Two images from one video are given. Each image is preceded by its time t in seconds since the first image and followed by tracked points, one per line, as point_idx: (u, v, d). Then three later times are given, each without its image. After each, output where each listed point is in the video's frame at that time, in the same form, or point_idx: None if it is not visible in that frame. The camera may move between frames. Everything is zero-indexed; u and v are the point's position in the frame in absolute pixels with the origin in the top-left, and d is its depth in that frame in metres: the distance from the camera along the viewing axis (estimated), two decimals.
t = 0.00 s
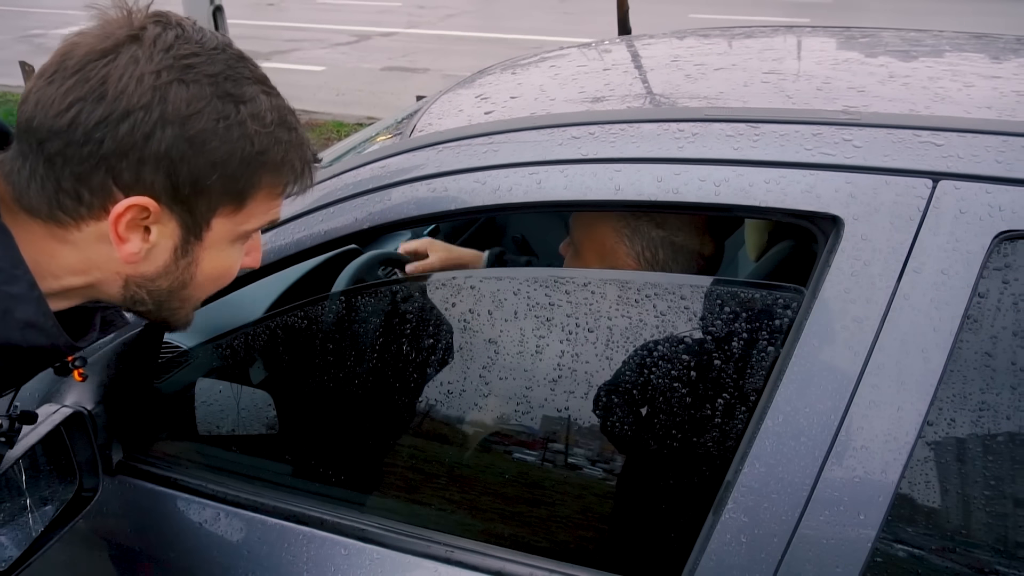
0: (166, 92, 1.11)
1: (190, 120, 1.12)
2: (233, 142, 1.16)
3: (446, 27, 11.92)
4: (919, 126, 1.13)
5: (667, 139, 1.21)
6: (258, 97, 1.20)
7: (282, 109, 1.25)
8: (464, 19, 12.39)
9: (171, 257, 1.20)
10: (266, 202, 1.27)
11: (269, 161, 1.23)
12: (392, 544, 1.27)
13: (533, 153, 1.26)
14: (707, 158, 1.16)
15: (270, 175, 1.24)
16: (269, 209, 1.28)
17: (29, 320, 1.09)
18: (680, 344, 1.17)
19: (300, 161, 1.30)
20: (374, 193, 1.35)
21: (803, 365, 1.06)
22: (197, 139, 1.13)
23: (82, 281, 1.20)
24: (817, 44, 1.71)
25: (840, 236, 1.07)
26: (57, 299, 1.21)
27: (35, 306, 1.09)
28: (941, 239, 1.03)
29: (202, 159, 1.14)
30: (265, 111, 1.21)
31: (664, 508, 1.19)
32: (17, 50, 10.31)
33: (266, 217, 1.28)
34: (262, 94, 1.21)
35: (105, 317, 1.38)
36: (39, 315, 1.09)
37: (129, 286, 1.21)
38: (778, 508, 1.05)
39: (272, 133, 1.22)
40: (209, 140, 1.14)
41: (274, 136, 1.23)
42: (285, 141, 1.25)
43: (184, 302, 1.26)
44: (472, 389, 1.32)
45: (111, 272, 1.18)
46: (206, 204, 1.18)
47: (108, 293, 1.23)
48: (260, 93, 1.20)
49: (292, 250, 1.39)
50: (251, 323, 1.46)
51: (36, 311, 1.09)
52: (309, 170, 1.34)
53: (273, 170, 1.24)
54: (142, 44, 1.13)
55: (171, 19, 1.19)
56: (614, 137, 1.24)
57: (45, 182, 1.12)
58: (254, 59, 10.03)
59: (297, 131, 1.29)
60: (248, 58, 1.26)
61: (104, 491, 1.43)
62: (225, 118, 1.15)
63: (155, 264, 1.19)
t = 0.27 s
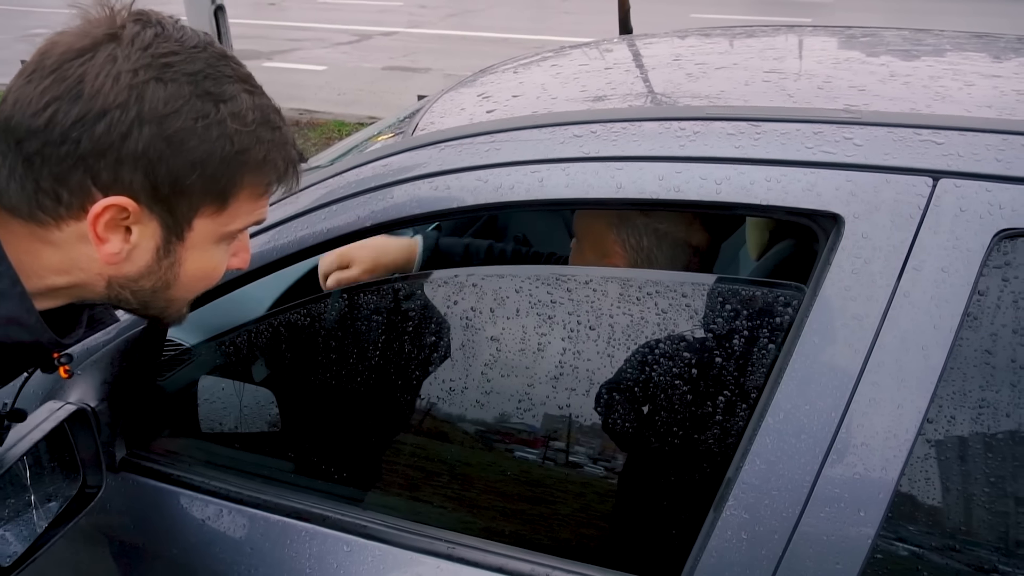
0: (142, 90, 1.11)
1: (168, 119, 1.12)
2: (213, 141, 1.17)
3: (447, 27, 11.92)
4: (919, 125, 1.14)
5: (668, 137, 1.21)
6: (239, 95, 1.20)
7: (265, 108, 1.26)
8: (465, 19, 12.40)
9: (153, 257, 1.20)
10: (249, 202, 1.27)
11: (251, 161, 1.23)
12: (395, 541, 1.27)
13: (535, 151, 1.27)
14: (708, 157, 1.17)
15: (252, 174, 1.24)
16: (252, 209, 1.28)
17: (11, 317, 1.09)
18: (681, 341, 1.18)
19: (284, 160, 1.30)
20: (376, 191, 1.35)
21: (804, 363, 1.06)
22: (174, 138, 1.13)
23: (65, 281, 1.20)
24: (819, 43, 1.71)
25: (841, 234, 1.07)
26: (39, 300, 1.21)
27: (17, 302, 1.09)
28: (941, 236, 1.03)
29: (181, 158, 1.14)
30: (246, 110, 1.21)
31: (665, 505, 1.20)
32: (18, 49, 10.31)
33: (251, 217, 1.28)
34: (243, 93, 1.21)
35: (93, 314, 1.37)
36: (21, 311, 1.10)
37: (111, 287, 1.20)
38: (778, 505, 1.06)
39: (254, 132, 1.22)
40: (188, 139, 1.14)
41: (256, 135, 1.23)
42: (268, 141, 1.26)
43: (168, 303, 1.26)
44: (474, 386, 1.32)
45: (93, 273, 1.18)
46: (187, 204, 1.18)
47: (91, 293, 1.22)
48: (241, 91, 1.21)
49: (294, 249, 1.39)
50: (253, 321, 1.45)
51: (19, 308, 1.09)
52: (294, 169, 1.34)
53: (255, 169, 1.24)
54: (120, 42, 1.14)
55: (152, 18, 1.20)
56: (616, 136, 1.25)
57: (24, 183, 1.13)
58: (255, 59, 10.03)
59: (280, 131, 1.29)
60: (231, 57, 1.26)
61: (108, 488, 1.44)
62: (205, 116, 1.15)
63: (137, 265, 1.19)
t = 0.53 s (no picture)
0: (123, 86, 1.12)
1: (149, 115, 1.13)
2: (197, 137, 1.17)
3: (450, 25, 11.92)
4: (922, 122, 1.14)
5: (671, 135, 1.22)
6: (222, 90, 1.21)
7: (249, 102, 1.26)
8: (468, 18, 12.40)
9: (140, 254, 1.20)
10: (235, 198, 1.27)
11: (235, 156, 1.23)
12: (399, 537, 1.28)
13: (538, 148, 1.27)
14: (711, 154, 1.17)
15: (237, 170, 1.25)
16: (239, 205, 1.28)
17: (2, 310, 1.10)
18: (683, 338, 1.18)
19: (269, 155, 1.31)
20: (380, 188, 1.36)
21: (807, 360, 1.06)
22: (157, 135, 1.14)
23: (53, 277, 1.21)
24: (822, 41, 1.71)
25: (843, 231, 1.08)
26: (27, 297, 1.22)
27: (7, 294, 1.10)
28: (943, 233, 1.03)
29: (163, 155, 1.15)
30: (230, 105, 1.22)
31: (666, 501, 1.20)
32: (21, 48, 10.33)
33: (239, 213, 1.29)
34: (227, 88, 1.22)
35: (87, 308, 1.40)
36: (12, 304, 1.10)
37: (99, 283, 1.21)
38: (780, 501, 1.06)
39: (238, 128, 1.23)
40: (170, 135, 1.15)
41: (240, 130, 1.24)
42: (253, 136, 1.26)
43: (156, 300, 1.26)
44: (477, 382, 1.33)
45: (81, 269, 1.19)
46: (172, 200, 1.19)
47: (78, 290, 1.23)
48: (225, 86, 1.22)
49: (298, 246, 1.38)
50: (257, 317, 1.45)
51: (9, 301, 1.10)
52: (281, 163, 1.35)
53: (240, 164, 1.25)
54: (101, 38, 1.14)
55: (133, 12, 1.21)
56: (619, 133, 1.25)
57: (7, 180, 1.13)
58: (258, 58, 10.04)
59: (266, 125, 1.30)
60: (215, 51, 1.27)
61: (112, 484, 1.44)
62: (187, 112, 1.16)
63: (124, 262, 1.20)
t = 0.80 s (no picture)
0: (115, 73, 1.12)
1: (142, 102, 1.13)
2: (190, 124, 1.18)
3: (454, 25, 11.93)
4: (924, 122, 1.14)
5: (674, 134, 1.22)
6: (216, 77, 1.22)
7: (244, 89, 1.27)
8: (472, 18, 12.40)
9: (136, 243, 1.22)
10: (231, 186, 1.28)
11: (230, 144, 1.24)
12: (402, 534, 1.29)
13: (541, 147, 1.28)
14: (713, 153, 1.17)
15: (232, 157, 1.26)
16: (235, 193, 1.30)
17: (4, 299, 1.11)
18: (685, 336, 1.18)
19: (264, 142, 1.31)
20: (384, 187, 1.37)
21: (808, 358, 1.07)
22: (150, 122, 1.14)
23: (52, 266, 1.23)
24: (826, 41, 1.72)
25: (845, 230, 1.08)
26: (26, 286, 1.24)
27: (9, 284, 1.11)
28: (945, 232, 1.04)
29: (157, 142, 1.16)
30: (223, 92, 1.22)
31: (668, 498, 1.21)
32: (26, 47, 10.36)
33: (235, 202, 1.30)
34: (220, 75, 1.22)
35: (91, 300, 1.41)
36: (13, 293, 1.11)
37: (95, 271, 1.23)
38: (780, 498, 1.06)
39: (232, 115, 1.24)
40: (163, 122, 1.15)
41: (234, 118, 1.24)
42: (247, 124, 1.27)
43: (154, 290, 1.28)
44: (479, 379, 1.34)
45: (77, 258, 1.21)
46: (167, 187, 1.20)
47: (76, 279, 1.25)
48: (219, 74, 1.22)
49: (302, 244, 1.38)
50: (262, 315, 1.46)
51: (12, 291, 1.11)
52: (277, 150, 1.36)
53: (235, 152, 1.26)
54: (94, 26, 1.15)
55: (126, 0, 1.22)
56: (621, 132, 1.26)
57: (3, 169, 1.14)
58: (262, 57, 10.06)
59: (261, 113, 1.30)
60: (210, 39, 1.28)
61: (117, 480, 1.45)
62: (180, 100, 1.16)
63: (120, 250, 1.22)
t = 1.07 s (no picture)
0: (116, 63, 1.14)
1: (143, 91, 1.15)
2: (191, 112, 1.19)
3: (457, 27, 11.95)
4: (920, 124, 1.15)
5: (671, 135, 1.23)
6: (215, 66, 1.23)
7: (243, 79, 1.28)
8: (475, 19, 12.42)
9: (141, 232, 1.23)
10: (233, 174, 1.30)
11: (232, 132, 1.25)
12: (402, 533, 1.30)
13: (540, 148, 1.29)
14: (711, 154, 1.18)
15: (233, 145, 1.27)
16: (237, 180, 1.31)
17: (13, 290, 1.12)
18: (683, 336, 1.19)
19: (265, 131, 1.33)
20: (384, 188, 1.38)
21: (803, 358, 1.08)
22: (151, 110, 1.16)
23: (57, 259, 1.23)
24: (824, 43, 1.72)
25: (841, 231, 1.09)
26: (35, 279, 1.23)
27: (19, 275, 1.12)
28: (940, 234, 1.04)
29: (159, 130, 1.17)
30: (223, 80, 1.24)
31: (666, 497, 1.22)
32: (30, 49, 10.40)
33: (237, 191, 1.31)
34: (220, 64, 1.24)
35: (99, 294, 1.40)
36: (24, 284, 1.12)
37: (101, 263, 1.23)
38: (777, 497, 1.07)
39: (232, 103, 1.25)
40: (165, 110, 1.17)
41: (234, 106, 1.25)
42: (248, 113, 1.28)
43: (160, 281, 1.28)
44: (478, 379, 1.34)
45: (83, 249, 1.21)
46: (170, 175, 1.21)
47: (82, 271, 1.25)
48: (218, 63, 1.24)
49: (303, 244, 1.39)
50: (263, 315, 1.47)
51: (21, 282, 1.12)
52: (278, 140, 1.37)
53: (237, 140, 1.27)
54: (94, 18, 1.17)
55: None
56: (620, 134, 1.27)
57: (8, 162, 1.15)
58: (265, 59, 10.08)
59: (261, 103, 1.32)
60: (209, 31, 1.29)
61: (119, 479, 1.47)
62: (181, 88, 1.18)
63: (126, 240, 1.22)
